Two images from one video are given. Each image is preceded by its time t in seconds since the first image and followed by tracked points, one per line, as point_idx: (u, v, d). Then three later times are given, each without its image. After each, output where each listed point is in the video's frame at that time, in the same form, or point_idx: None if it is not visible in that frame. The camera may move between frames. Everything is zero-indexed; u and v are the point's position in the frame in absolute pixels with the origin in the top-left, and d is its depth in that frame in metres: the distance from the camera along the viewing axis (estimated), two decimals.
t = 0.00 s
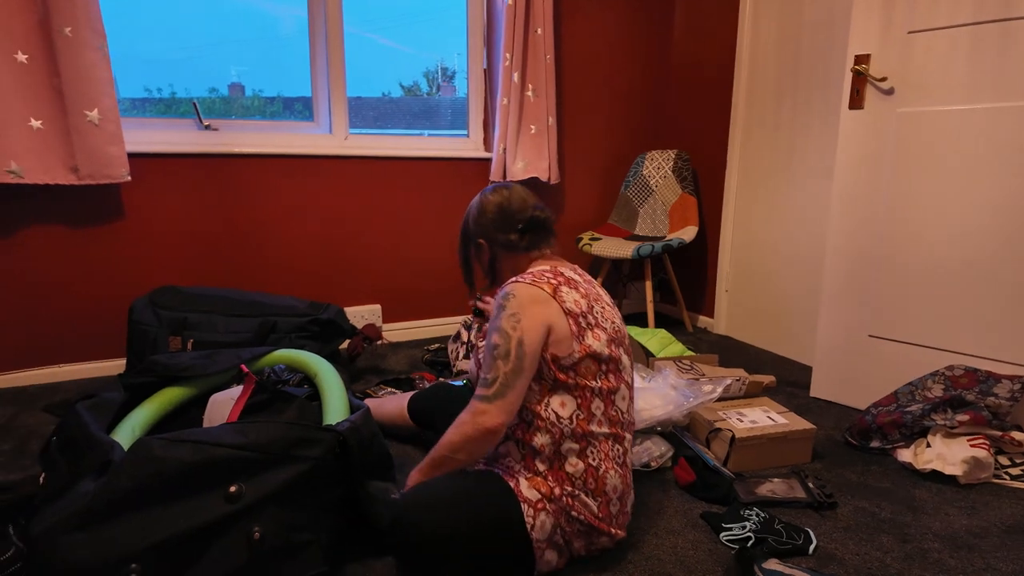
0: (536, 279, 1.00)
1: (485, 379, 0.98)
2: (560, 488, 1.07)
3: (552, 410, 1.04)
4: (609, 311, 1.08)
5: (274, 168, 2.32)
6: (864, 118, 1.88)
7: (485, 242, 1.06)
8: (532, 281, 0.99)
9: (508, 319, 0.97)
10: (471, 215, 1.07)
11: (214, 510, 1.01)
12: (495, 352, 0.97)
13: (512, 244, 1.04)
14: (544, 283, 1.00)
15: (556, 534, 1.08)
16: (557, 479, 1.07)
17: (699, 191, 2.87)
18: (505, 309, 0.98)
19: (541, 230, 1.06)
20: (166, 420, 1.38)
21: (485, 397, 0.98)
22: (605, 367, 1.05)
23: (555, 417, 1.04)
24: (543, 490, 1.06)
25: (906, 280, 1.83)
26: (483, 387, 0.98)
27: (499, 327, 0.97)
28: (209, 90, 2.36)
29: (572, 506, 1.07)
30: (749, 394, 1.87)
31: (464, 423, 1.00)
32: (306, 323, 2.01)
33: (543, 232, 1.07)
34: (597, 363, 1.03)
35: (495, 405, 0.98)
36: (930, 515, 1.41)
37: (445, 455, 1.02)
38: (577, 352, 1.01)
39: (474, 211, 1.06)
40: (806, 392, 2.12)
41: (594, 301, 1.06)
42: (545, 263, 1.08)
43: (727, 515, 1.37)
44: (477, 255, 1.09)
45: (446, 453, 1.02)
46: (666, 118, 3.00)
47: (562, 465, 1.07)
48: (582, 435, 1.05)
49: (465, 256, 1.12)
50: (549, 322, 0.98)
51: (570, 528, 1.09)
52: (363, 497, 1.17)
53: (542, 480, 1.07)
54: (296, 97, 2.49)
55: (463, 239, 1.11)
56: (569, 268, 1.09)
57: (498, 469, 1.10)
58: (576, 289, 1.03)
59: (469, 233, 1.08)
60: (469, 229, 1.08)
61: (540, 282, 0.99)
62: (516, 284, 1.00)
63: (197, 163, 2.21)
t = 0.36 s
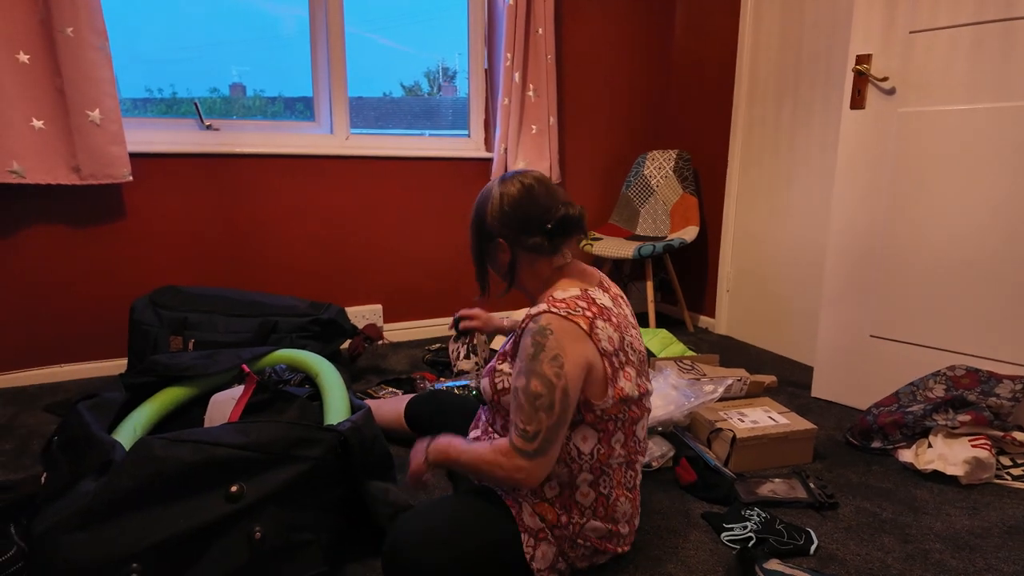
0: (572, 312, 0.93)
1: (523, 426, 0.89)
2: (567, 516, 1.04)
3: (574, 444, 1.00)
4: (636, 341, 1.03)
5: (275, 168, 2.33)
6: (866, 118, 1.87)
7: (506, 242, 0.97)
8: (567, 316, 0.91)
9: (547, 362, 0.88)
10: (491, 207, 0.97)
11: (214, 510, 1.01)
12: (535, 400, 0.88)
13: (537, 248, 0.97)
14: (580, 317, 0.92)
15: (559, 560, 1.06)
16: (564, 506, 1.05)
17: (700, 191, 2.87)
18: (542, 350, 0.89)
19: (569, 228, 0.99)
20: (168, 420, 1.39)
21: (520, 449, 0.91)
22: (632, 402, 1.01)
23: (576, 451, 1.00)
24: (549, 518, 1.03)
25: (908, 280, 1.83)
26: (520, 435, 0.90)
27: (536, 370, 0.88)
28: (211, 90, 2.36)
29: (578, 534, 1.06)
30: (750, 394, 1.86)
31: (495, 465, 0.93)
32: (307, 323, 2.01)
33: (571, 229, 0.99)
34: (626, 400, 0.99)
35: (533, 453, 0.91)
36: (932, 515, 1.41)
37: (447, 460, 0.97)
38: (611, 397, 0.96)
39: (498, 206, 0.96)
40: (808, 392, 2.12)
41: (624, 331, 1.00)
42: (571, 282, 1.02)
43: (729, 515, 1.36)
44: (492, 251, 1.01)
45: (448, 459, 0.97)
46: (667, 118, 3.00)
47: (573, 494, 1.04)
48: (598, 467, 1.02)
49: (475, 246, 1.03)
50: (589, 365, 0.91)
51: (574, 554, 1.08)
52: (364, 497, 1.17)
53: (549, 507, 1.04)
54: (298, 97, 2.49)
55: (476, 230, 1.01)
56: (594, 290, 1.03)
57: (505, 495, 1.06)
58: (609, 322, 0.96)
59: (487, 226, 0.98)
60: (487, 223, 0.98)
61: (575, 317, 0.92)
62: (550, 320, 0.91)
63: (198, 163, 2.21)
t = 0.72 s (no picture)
0: (582, 313, 0.93)
1: (502, 415, 0.94)
2: (573, 520, 1.05)
3: (582, 448, 1.00)
4: (646, 344, 1.03)
5: (276, 168, 2.33)
6: (868, 118, 1.87)
7: (510, 243, 0.97)
8: (576, 319, 0.92)
9: (541, 364, 0.90)
10: (491, 210, 0.98)
11: (214, 510, 1.01)
12: (517, 395, 0.92)
13: (542, 246, 0.97)
14: (590, 319, 0.93)
15: (562, 564, 1.06)
16: (570, 509, 1.05)
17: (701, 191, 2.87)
18: (540, 350, 0.91)
19: (573, 226, 0.99)
20: (168, 419, 1.39)
21: (495, 436, 0.96)
22: (641, 406, 1.01)
23: (585, 456, 1.00)
24: (554, 521, 1.04)
25: (909, 281, 1.83)
26: (498, 422, 0.95)
27: (528, 370, 0.91)
28: (211, 90, 2.36)
29: (583, 538, 1.06)
30: (751, 394, 1.86)
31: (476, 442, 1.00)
32: (308, 323, 2.02)
33: (575, 227, 1.00)
34: (634, 403, 0.99)
35: (506, 441, 0.95)
36: (933, 515, 1.40)
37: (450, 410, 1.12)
38: (617, 399, 0.96)
39: (499, 208, 0.97)
40: (808, 392, 2.12)
41: (634, 335, 1.00)
42: (581, 285, 1.03)
43: (729, 516, 1.36)
44: (497, 255, 1.01)
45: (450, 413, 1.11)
46: (667, 118, 2.99)
47: (579, 498, 1.04)
48: (606, 471, 1.02)
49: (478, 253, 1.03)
50: (587, 369, 0.92)
51: (578, 558, 1.08)
52: (365, 496, 1.17)
53: (554, 510, 1.05)
54: (298, 97, 2.49)
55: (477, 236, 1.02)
56: (607, 293, 1.02)
57: (510, 497, 1.06)
58: (620, 326, 0.96)
59: (489, 230, 0.99)
60: (489, 226, 0.98)
61: (585, 320, 0.92)
62: (557, 321, 0.91)
63: (199, 163, 2.21)
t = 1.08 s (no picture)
0: (562, 295, 0.95)
1: (489, 397, 0.98)
2: (568, 511, 1.05)
3: (569, 435, 1.00)
4: (630, 329, 1.04)
5: (276, 168, 2.33)
6: (868, 118, 1.87)
7: (497, 244, 0.97)
8: (556, 301, 0.94)
9: (521, 344, 0.93)
10: (469, 218, 0.99)
11: (215, 510, 1.01)
12: (501, 375, 0.95)
13: (527, 237, 0.99)
14: (569, 301, 0.94)
15: (561, 557, 1.06)
16: (565, 501, 1.05)
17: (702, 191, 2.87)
18: (520, 331, 0.94)
19: (550, 215, 1.01)
20: (169, 419, 1.39)
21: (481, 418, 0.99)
22: (627, 390, 1.01)
23: (573, 442, 1.00)
24: (549, 513, 1.04)
25: (910, 281, 1.82)
26: (486, 404, 0.98)
27: (510, 351, 0.94)
28: (212, 90, 2.36)
29: (579, 529, 1.06)
30: (752, 394, 1.86)
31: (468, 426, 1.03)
32: (309, 322, 2.02)
33: (552, 217, 1.02)
34: (619, 386, 0.99)
35: (494, 424, 0.98)
36: (934, 515, 1.40)
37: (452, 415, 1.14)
38: (599, 377, 0.96)
39: (476, 212, 0.98)
40: (809, 392, 2.12)
41: (617, 319, 1.01)
42: (564, 271, 1.03)
43: (730, 516, 1.36)
44: (484, 262, 1.01)
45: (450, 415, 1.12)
46: (668, 118, 2.99)
47: (573, 487, 1.05)
48: (597, 459, 1.02)
49: (462, 263, 1.03)
50: (566, 348, 0.93)
51: (575, 550, 1.07)
52: (365, 496, 1.17)
53: (549, 502, 1.05)
54: (299, 97, 2.49)
55: (459, 247, 1.02)
56: (588, 280, 1.04)
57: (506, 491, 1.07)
58: (600, 309, 0.98)
59: (472, 238, 0.99)
60: (471, 234, 0.99)
61: (564, 301, 0.94)
62: (538, 304, 0.94)
63: (200, 163, 2.21)
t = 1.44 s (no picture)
0: (567, 291, 0.95)
1: (505, 399, 0.97)
2: (576, 503, 1.05)
3: (578, 428, 1.01)
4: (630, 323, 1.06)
5: (277, 166, 2.33)
6: (870, 116, 1.87)
7: (509, 243, 0.96)
8: (563, 296, 0.94)
9: (533, 343, 0.93)
10: (476, 216, 0.97)
11: (215, 508, 1.01)
12: (517, 376, 0.94)
13: (536, 236, 1.00)
14: (575, 296, 0.95)
15: (568, 551, 1.06)
16: (573, 493, 1.06)
17: (703, 189, 2.87)
18: (531, 330, 0.93)
19: (554, 212, 1.03)
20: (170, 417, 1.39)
21: (499, 422, 0.98)
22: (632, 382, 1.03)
23: (582, 436, 1.01)
24: (557, 505, 1.05)
25: (910, 278, 1.82)
26: (501, 406, 0.97)
27: (522, 350, 0.93)
28: (212, 88, 2.36)
29: (585, 521, 1.07)
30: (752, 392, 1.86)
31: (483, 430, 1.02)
32: (310, 320, 2.02)
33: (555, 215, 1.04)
34: (625, 378, 1.00)
35: (511, 425, 0.97)
36: (934, 513, 1.40)
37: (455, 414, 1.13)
38: (607, 370, 0.97)
39: (485, 210, 0.97)
40: (809, 390, 2.12)
41: (619, 313, 1.02)
42: (565, 267, 1.04)
43: (730, 513, 1.37)
44: (492, 261, 0.99)
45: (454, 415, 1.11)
46: (669, 116, 2.99)
47: (580, 480, 1.06)
48: (604, 451, 1.03)
49: (465, 263, 1.01)
50: (578, 342, 0.94)
51: (582, 543, 1.08)
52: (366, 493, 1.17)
53: (557, 495, 1.06)
54: (300, 95, 2.49)
55: (463, 247, 0.99)
56: (588, 275, 1.05)
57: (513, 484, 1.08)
58: (604, 302, 0.99)
59: (480, 236, 0.97)
60: (479, 232, 0.96)
61: (570, 296, 0.94)
62: (545, 301, 0.94)
63: (200, 161, 2.21)
